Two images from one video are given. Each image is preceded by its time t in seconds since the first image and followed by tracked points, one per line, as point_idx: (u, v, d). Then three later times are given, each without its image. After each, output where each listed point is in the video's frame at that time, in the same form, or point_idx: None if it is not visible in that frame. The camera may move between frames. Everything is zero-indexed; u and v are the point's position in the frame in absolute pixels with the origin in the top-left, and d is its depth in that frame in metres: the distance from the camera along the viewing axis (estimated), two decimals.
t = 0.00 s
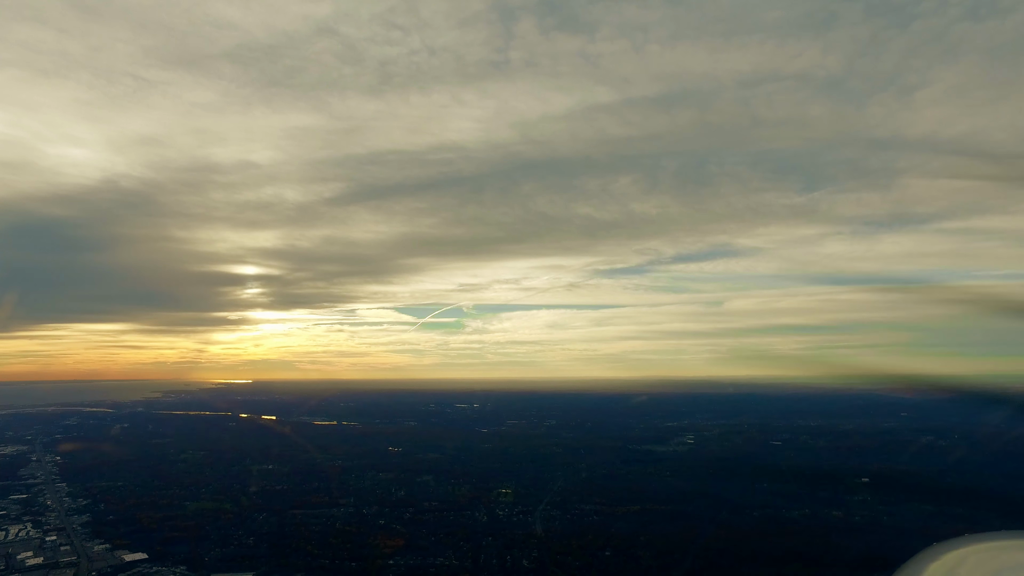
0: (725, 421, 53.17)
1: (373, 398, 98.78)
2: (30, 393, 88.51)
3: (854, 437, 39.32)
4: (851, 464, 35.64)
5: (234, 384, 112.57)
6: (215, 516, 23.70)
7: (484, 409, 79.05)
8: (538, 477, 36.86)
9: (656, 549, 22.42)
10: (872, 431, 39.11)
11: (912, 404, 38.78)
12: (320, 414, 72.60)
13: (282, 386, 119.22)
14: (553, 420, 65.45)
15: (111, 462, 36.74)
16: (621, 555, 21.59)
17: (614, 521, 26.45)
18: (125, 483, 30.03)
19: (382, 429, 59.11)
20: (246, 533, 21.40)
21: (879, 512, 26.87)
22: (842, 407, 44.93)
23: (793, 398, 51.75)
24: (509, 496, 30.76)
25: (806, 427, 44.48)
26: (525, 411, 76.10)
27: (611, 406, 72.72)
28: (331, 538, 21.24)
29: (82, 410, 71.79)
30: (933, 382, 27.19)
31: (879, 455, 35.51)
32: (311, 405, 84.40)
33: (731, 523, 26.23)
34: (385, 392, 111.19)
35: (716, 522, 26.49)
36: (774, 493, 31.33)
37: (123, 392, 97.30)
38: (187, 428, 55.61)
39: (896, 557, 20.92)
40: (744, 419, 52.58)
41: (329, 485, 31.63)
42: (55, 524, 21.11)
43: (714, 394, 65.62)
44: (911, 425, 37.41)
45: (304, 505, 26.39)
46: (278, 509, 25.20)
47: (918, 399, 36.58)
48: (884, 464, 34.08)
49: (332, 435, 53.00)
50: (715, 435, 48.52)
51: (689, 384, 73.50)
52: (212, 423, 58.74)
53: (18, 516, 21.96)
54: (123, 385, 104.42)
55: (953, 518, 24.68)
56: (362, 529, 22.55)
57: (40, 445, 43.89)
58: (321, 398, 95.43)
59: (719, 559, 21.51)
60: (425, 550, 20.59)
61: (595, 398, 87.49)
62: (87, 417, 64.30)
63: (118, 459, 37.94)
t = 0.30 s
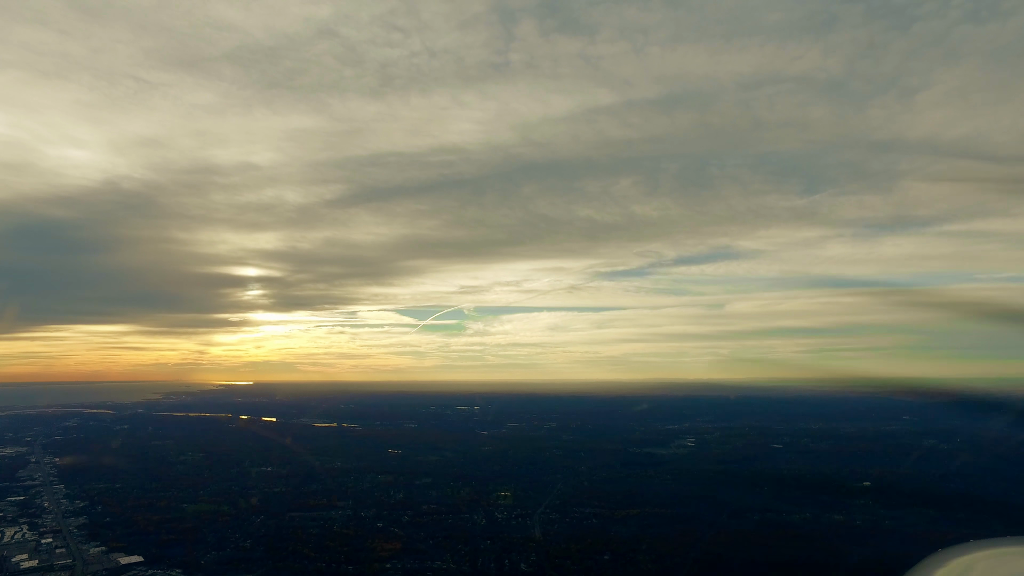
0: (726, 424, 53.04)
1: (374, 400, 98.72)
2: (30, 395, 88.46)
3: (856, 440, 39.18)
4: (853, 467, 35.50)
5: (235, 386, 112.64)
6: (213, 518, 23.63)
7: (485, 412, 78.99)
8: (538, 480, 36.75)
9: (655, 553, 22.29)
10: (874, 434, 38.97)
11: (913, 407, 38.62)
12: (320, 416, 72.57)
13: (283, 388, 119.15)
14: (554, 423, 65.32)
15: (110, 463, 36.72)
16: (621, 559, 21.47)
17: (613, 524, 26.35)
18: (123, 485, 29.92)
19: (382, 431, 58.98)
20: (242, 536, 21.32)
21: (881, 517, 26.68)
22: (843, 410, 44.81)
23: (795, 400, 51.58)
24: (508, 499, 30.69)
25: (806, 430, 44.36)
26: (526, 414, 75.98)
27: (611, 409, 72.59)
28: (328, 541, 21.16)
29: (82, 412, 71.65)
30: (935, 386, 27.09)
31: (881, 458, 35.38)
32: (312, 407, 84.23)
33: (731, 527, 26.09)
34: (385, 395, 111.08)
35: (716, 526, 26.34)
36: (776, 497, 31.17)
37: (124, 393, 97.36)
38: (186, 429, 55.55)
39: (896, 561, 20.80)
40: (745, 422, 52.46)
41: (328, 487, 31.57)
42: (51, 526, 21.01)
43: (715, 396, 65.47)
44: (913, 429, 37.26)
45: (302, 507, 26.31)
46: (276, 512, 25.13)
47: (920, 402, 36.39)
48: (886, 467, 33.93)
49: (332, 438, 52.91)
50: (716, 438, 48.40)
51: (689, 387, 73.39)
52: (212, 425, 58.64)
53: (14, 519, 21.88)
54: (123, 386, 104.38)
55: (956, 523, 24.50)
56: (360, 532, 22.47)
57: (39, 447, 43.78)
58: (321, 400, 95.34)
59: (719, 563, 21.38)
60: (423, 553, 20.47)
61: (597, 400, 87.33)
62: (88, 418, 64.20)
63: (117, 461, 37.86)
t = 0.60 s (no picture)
0: (727, 426, 52.84)
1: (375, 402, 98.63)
2: (31, 396, 88.48)
3: (858, 443, 39.00)
4: (854, 470, 35.31)
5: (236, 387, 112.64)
6: (210, 520, 23.57)
7: (486, 414, 78.88)
8: (537, 483, 36.62)
9: (655, 557, 22.15)
10: (876, 437, 38.80)
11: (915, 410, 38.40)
12: (320, 418, 72.46)
13: (285, 389, 119.15)
14: (555, 425, 65.13)
15: (109, 465, 36.67)
16: (620, 563, 21.33)
17: (613, 528, 26.23)
18: (121, 487, 29.85)
19: (382, 433, 58.89)
20: (239, 539, 21.25)
21: (882, 521, 26.52)
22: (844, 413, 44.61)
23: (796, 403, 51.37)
24: (507, 501, 30.57)
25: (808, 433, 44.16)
26: (527, 416, 75.78)
27: (612, 412, 72.36)
28: (325, 543, 21.07)
29: (82, 413, 71.58)
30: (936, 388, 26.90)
31: (883, 462, 35.18)
32: (312, 408, 84.11)
33: (731, 531, 25.93)
34: (387, 397, 111.04)
35: (716, 529, 26.20)
36: (776, 501, 31.00)
37: (126, 395, 97.35)
38: (186, 431, 55.55)
39: (896, 566, 20.65)
40: (746, 424, 52.29)
41: (326, 490, 31.48)
42: (47, 528, 20.96)
43: (716, 399, 65.26)
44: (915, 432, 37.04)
45: (300, 510, 26.20)
46: (273, 514, 25.04)
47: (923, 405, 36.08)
48: (887, 471, 33.74)
49: (331, 440, 52.82)
50: (717, 441, 48.23)
51: (690, 388, 73.13)
52: (211, 427, 58.55)
53: (11, 521, 21.83)
54: (124, 388, 104.37)
55: (958, 527, 24.27)
56: (358, 535, 22.35)
57: (38, 449, 43.70)
58: (322, 402, 95.28)
59: (718, 567, 21.26)
60: (421, 557, 20.37)
61: (598, 403, 87.11)
62: (88, 420, 64.14)
63: (116, 463, 37.79)
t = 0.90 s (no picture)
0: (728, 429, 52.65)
1: (376, 404, 98.53)
2: (32, 397, 88.57)
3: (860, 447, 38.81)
4: (856, 474, 35.12)
5: (238, 388, 112.82)
6: (207, 523, 23.49)
7: (487, 416, 78.71)
8: (537, 485, 36.50)
9: (654, 561, 22.00)
10: (878, 441, 38.60)
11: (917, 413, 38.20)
12: (320, 420, 72.42)
13: (286, 391, 118.94)
14: (555, 428, 65.00)
15: (107, 467, 36.61)
16: (619, 568, 21.17)
17: (613, 531, 26.08)
18: (119, 489, 29.78)
19: (382, 435, 58.79)
20: (237, 541, 21.14)
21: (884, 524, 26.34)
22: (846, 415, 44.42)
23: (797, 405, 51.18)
24: (507, 504, 30.45)
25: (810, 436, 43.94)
26: (528, 418, 75.65)
27: (612, 414, 72.14)
28: (323, 547, 20.95)
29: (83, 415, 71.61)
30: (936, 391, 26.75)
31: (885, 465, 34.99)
32: (313, 410, 84.05)
33: (731, 534, 25.76)
34: (388, 399, 110.98)
35: (716, 533, 26.04)
36: (776, 504, 30.84)
37: (127, 396, 97.45)
38: (186, 433, 55.52)
39: (898, 570, 20.49)
40: (747, 427, 52.12)
41: (325, 492, 31.38)
42: (44, 530, 20.87)
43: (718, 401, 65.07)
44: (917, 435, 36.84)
45: (298, 512, 26.11)
46: (272, 517, 24.94)
47: (926, 408, 35.73)
48: (890, 474, 33.56)
49: (331, 442, 52.72)
50: (719, 444, 48.07)
51: (691, 390, 72.90)
52: (211, 428, 58.47)
53: (8, 523, 21.74)
54: (125, 390, 104.24)
55: (961, 531, 24.07)
56: (355, 538, 22.22)
57: (37, 450, 43.66)
58: (323, 404, 95.20)
59: (718, 571, 21.10)
60: (419, 560, 20.24)
61: (599, 405, 86.94)
62: (88, 421, 64.11)
63: (115, 465, 37.72)
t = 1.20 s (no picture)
0: (729, 432, 52.52)
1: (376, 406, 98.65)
2: (33, 397, 88.69)
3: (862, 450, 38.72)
4: (858, 477, 34.98)
5: (238, 390, 112.95)
6: (205, 525, 23.41)
7: (487, 418, 78.55)
8: (536, 488, 36.38)
9: (653, 565, 21.89)
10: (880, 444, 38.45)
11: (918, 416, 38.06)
12: (320, 422, 72.29)
13: (287, 393, 118.85)
14: (556, 430, 64.88)
15: (106, 468, 36.56)
16: (618, 571, 21.05)
17: (612, 534, 25.97)
18: (118, 490, 29.70)
19: (382, 437, 58.72)
20: (234, 543, 21.08)
21: (886, 528, 26.17)
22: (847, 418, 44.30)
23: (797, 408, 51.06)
24: (506, 507, 30.38)
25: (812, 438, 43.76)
26: (528, 420, 75.52)
27: (613, 417, 71.94)
28: (320, 549, 20.86)
29: (84, 416, 71.58)
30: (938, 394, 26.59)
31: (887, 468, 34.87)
32: (313, 412, 83.96)
33: (732, 538, 25.60)
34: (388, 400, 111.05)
35: (717, 537, 25.90)
36: (776, 507, 30.73)
37: (127, 397, 97.52)
38: (186, 434, 55.47)
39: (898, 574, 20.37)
40: (748, 430, 51.93)
41: (324, 494, 31.28)
42: (41, 532, 20.78)
43: (718, 403, 64.97)
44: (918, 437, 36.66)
45: (296, 515, 26.01)
46: (270, 519, 24.85)
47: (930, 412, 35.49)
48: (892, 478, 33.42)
49: (331, 444, 52.65)
50: (719, 447, 47.97)
51: (692, 392, 72.66)
52: (211, 430, 58.37)
53: (4, 525, 21.64)
54: (126, 391, 104.45)
55: (963, 535, 23.86)
56: (353, 541, 22.13)
57: (37, 451, 43.55)
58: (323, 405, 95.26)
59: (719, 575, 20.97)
60: (416, 563, 20.13)
61: (598, 407, 86.84)
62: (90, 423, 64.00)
63: (113, 466, 37.63)
